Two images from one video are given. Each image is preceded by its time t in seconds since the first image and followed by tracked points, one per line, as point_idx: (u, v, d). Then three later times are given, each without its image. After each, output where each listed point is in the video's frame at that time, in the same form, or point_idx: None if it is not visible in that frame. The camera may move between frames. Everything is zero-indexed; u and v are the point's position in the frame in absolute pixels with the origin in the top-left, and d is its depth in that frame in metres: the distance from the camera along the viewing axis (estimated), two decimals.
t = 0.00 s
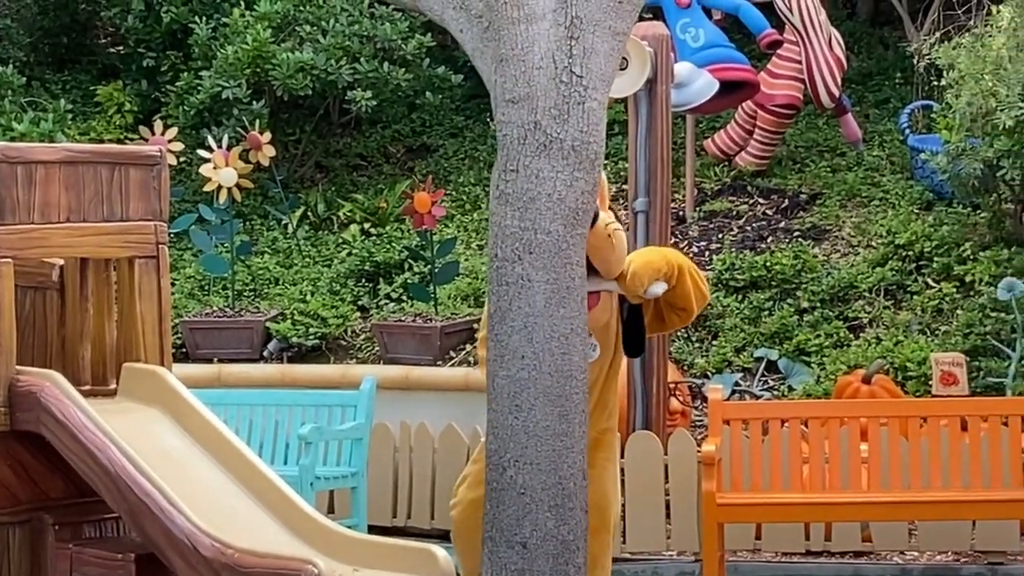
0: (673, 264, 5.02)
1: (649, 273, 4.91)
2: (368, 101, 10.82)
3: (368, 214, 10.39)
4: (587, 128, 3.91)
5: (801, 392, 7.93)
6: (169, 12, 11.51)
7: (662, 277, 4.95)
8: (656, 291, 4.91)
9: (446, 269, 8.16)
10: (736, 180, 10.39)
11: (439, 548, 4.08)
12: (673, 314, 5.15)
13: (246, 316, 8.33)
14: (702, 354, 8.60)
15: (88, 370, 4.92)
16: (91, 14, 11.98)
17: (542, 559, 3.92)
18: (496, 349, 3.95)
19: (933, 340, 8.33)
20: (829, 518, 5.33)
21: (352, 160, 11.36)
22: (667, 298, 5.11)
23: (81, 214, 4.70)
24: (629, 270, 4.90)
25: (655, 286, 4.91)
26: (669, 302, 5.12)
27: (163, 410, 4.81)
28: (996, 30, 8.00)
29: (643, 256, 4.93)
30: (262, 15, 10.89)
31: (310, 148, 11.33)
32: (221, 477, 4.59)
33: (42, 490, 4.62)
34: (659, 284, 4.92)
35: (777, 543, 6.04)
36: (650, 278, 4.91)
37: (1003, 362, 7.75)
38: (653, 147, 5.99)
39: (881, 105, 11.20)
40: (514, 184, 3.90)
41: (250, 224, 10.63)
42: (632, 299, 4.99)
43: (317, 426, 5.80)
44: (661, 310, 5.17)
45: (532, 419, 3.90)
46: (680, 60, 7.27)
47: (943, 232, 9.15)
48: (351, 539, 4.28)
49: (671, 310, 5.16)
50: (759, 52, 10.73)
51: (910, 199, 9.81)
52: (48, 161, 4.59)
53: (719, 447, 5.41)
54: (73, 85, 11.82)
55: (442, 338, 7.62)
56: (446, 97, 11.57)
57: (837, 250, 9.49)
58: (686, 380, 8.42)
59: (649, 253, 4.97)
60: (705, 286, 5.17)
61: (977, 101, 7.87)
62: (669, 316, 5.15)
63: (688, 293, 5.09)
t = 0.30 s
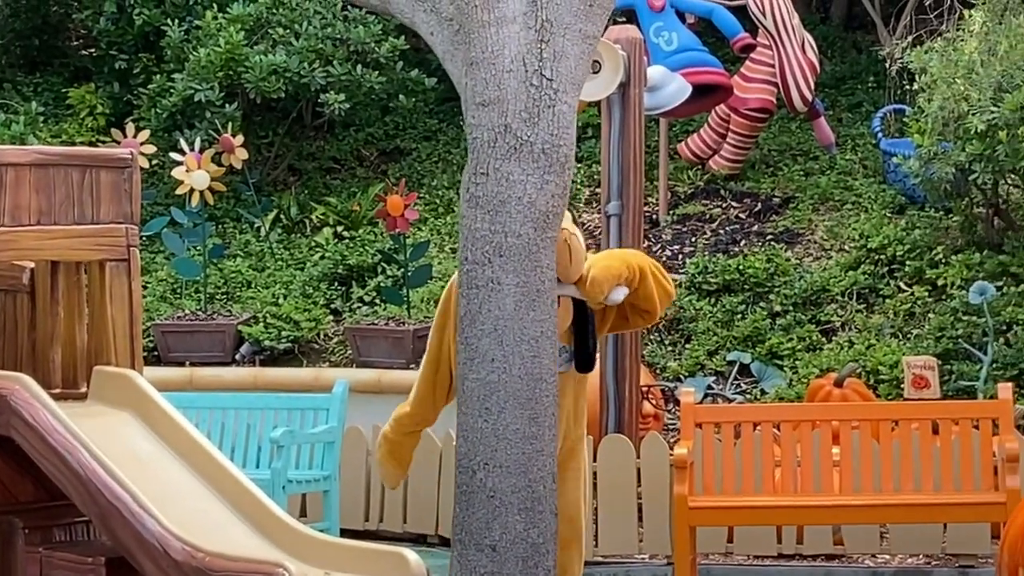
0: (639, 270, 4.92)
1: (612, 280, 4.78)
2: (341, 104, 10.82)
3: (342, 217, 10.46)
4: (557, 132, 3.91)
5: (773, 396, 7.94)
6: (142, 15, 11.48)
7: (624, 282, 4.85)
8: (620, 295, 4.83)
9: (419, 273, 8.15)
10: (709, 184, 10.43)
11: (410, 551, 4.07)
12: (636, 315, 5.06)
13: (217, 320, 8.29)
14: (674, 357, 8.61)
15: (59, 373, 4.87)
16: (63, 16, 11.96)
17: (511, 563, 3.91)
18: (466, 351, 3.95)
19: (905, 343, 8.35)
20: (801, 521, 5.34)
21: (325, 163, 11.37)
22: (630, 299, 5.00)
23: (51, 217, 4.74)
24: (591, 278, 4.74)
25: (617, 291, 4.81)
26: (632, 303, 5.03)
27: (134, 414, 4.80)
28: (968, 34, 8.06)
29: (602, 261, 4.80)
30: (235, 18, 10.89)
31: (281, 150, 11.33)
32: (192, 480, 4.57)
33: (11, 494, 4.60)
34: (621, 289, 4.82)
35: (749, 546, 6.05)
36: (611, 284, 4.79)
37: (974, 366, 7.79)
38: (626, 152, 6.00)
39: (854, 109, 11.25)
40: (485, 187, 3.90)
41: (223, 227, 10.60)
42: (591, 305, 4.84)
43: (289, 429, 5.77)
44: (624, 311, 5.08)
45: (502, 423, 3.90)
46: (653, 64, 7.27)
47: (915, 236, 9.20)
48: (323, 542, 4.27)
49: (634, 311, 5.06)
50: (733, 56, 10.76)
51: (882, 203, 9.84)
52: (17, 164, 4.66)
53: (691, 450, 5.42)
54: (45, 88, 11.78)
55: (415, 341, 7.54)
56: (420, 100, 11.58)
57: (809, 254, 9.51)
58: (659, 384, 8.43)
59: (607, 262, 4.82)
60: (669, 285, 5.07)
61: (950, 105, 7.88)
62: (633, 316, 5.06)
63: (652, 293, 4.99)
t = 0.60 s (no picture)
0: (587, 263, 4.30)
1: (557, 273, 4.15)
2: (327, 105, 10.82)
3: (327, 219, 10.45)
4: (540, 134, 3.91)
5: (757, 398, 7.95)
6: (127, 16, 11.46)
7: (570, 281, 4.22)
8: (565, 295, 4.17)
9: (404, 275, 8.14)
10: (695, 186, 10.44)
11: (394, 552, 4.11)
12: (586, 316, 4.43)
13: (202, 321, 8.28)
14: (659, 359, 8.62)
15: (43, 373, 4.85)
16: (48, 17, 11.96)
17: (494, 564, 3.91)
18: (448, 353, 3.94)
19: (890, 345, 8.36)
20: (786, 523, 5.32)
21: (311, 164, 11.39)
22: (579, 298, 4.38)
23: (35, 217, 4.75)
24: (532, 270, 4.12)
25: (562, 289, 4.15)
26: (581, 304, 4.38)
27: (119, 415, 4.79)
28: (953, 37, 8.07)
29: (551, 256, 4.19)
30: (221, 18, 10.85)
31: (269, 152, 11.35)
32: (177, 482, 4.57)
33: None
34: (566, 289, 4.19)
35: (735, 548, 6.05)
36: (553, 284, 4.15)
37: (959, 369, 7.82)
38: (611, 154, 6.00)
39: (840, 112, 11.27)
40: (468, 189, 3.89)
41: (208, 228, 10.59)
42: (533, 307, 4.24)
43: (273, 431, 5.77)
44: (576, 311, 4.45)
45: (485, 424, 3.89)
46: (639, 65, 7.28)
47: (900, 239, 9.21)
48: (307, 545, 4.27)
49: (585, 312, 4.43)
50: (719, 58, 10.79)
51: (868, 206, 9.86)
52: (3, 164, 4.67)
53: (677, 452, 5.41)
54: (30, 89, 11.77)
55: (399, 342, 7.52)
56: (405, 102, 11.56)
57: (795, 256, 9.52)
58: (644, 386, 8.43)
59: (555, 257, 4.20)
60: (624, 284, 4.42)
61: (935, 107, 7.88)
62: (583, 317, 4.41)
63: (601, 292, 4.35)
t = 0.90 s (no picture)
0: (554, 267, 4.66)
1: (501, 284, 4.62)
2: (330, 106, 10.84)
3: (330, 220, 10.44)
4: (543, 135, 3.92)
5: (759, 400, 7.95)
6: (131, 16, 11.48)
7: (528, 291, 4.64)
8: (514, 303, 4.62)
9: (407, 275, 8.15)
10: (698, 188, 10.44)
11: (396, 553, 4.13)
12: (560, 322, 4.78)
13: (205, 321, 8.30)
14: (661, 361, 8.63)
15: (48, 373, 4.89)
16: (52, 17, 12.03)
17: (496, 565, 3.89)
18: (451, 353, 3.94)
19: (892, 347, 8.37)
20: (789, 525, 5.33)
21: (314, 166, 11.40)
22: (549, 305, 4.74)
23: (39, 218, 4.76)
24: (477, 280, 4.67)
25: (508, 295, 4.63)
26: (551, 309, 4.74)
27: (123, 415, 4.81)
28: (956, 39, 8.09)
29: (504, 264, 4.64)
30: (225, 20, 10.85)
31: (271, 152, 11.40)
32: (181, 482, 4.59)
33: None
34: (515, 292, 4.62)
35: (737, 549, 6.04)
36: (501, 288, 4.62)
37: (961, 371, 7.82)
38: (614, 155, 6.00)
39: (842, 113, 11.28)
40: (472, 189, 3.90)
41: (211, 229, 10.60)
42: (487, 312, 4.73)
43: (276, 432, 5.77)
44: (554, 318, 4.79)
45: (488, 424, 3.89)
46: (641, 67, 7.30)
47: (902, 241, 9.21)
48: (310, 545, 4.28)
49: (563, 318, 4.78)
50: (722, 59, 10.81)
51: (870, 208, 9.87)
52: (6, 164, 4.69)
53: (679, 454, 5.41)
54: (34, 89, 11.82)
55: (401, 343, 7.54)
56: (408, 104, 11.46)
57: (797, 258, 9.53)
58: (646, 387, 8.44)
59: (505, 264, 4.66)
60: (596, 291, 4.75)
61: (938, 109, 7.90)
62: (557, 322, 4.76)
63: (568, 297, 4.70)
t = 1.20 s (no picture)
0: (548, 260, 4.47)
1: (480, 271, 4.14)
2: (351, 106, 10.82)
3: (351, 218, 10.52)
4: (570, 134, 3.89)
5: (780, 400, 7.96)
6: (154, 16, 11.55)
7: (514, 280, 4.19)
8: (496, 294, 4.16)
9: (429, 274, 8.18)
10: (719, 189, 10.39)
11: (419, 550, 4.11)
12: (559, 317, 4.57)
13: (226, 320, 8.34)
14: (682, 360, 8.65)
15: (71, 370, 5.36)
16: (75, 17, 12.03)
17: (521, 563, 3.86)
18: (478, 352, 3.92)
19: (914, 348, 8.37)
20: (809, 526, 5.32)
21: (334, 165, 11.44)
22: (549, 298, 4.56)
23: (64, 216, 5.15)
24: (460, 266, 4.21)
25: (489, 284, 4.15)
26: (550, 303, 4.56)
27: (144, 412, 5.24)
28: (978, 39, 8.09)
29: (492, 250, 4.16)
30: (247, 19, 10.91)
31: (292, 152, 11.36)
32: (200, 477, 5.01)
33: (24, 491, 5.05)
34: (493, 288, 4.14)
35: (757, 550, 6.04)
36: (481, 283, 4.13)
37: (983, 372, 7.81)
38: (635, 154, 6.00)
39: (863, 114, 11.27)
40: (498, 188, 3.88)
41: (232, 227, 10.63)
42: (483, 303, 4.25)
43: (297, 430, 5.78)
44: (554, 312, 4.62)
45: (513, 423, 3.86)
46: (662, 67, 7.31)
47: (923, 241, 9.21)
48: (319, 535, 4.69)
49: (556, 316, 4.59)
50: (742, 59, 10.84)
51: (891, 208, 9.87)
52: (33, 164, 5.05)
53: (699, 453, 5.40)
54: (57, 88, 11.97)
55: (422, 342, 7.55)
56: (428, 102, 11.53)
57: (817, 258, 9.53)
58: (666, 387, 8.46)
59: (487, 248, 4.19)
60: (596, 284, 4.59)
61: (961, 110, 7.89)
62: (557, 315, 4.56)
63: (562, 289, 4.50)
